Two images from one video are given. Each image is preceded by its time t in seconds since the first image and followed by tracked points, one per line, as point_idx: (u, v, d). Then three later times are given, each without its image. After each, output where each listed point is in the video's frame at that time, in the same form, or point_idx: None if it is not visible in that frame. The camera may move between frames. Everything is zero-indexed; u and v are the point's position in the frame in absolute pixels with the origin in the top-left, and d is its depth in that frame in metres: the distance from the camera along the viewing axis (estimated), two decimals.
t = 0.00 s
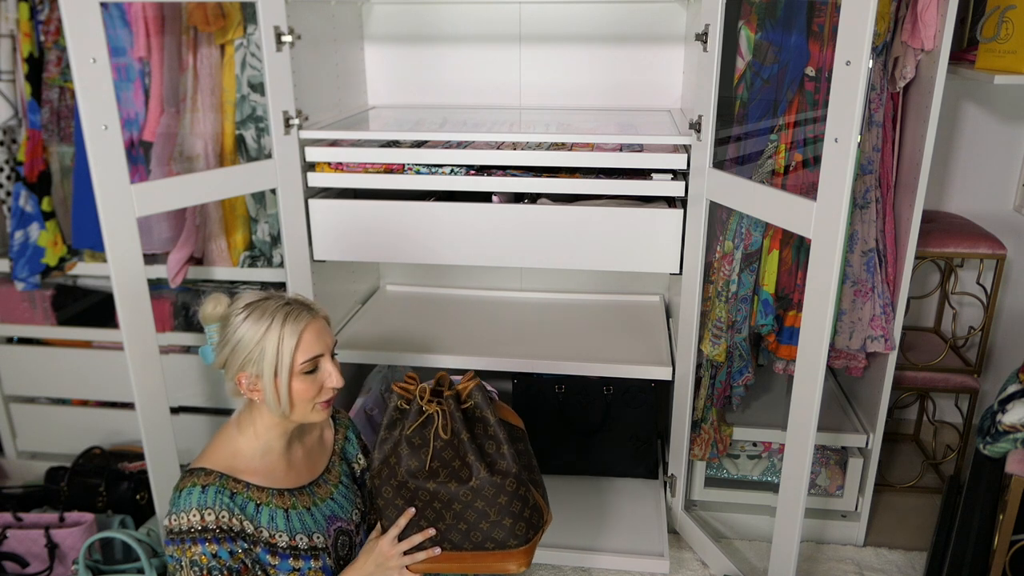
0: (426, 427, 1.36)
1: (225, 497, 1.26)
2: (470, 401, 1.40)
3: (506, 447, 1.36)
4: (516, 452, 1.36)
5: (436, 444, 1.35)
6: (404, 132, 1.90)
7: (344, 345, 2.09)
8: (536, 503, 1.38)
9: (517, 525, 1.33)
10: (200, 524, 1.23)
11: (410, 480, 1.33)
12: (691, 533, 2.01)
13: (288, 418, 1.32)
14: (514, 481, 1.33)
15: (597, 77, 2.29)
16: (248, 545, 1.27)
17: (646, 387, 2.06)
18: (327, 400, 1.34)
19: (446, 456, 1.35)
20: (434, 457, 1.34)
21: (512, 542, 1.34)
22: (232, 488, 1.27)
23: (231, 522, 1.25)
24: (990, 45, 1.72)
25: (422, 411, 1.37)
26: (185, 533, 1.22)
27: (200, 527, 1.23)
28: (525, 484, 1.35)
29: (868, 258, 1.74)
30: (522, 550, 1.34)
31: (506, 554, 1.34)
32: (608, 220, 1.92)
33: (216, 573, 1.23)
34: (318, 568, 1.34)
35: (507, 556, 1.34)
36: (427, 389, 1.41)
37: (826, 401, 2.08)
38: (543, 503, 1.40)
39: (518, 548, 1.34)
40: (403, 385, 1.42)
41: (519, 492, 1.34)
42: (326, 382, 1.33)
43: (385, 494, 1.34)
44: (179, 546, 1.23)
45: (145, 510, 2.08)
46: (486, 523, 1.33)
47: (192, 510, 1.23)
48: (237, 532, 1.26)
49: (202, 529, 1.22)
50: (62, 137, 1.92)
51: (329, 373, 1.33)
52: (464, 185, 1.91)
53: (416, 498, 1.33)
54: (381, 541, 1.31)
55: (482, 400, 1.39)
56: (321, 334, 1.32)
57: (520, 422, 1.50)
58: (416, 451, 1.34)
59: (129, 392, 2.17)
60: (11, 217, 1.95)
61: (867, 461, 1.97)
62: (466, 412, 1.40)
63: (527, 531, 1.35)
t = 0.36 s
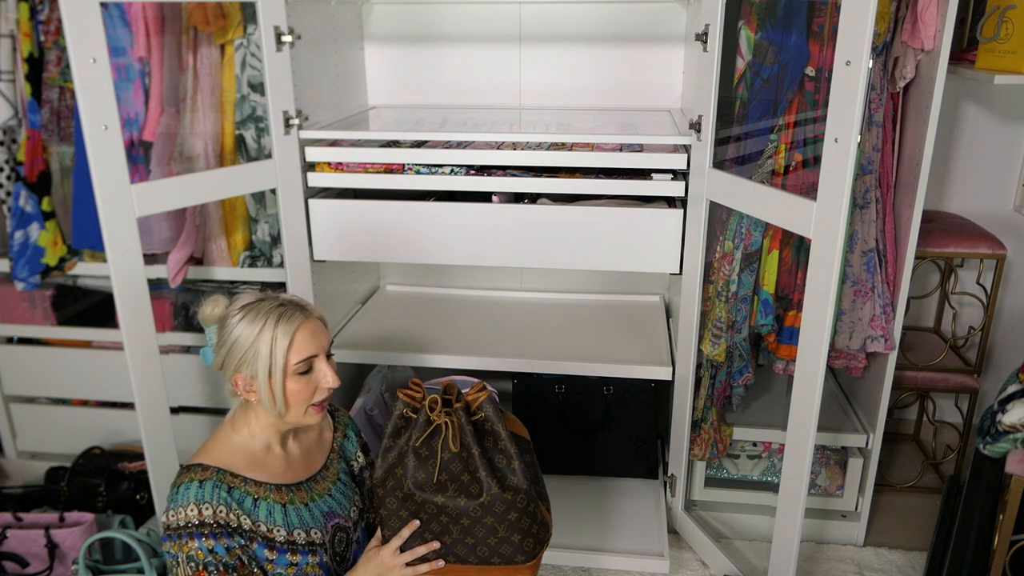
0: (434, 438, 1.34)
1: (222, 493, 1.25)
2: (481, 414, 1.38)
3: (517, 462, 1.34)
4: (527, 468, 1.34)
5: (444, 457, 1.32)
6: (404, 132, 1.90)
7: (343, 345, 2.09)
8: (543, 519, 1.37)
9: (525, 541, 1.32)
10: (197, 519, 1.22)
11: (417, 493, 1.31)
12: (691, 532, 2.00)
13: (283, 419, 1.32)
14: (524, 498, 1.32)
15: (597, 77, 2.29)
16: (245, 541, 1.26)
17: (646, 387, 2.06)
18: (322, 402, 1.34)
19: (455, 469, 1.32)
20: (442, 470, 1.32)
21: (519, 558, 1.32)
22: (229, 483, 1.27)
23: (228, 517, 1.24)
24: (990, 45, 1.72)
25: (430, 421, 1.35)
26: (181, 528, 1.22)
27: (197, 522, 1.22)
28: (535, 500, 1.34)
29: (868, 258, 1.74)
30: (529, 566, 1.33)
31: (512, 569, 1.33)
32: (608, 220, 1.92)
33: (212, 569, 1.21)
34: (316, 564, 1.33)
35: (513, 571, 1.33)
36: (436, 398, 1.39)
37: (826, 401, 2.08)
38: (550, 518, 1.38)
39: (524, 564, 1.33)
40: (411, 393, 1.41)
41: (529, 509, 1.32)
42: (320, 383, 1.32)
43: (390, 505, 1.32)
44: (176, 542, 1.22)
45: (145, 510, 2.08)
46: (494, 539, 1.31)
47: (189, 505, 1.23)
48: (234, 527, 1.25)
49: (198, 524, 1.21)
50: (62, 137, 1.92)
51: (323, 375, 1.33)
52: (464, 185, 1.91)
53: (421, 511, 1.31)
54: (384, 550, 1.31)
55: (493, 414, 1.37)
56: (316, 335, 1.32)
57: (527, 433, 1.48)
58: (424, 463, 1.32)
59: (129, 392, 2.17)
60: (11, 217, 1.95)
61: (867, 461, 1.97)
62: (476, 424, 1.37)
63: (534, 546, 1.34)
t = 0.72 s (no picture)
0: (430, 428, 1.33)
1: (227, 488, 1.25)
2: (477, 402, 1.36)
3: (514, 450, 1.33)
4: (524, 455, 1.33)
5: (441, 447, 1.31)
6: (404, 132, 1.90)
7: (343, 345, 2.09)
8: (541, 507, 1.36)
9: (523, 529, 1.31)
10: (202, 513, 1.22)
11: (413, 482, 1.30)
12: (691, 532, 2.00)
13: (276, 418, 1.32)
14: (522, 485, 1.31)
15: (597, 77, 2.29)
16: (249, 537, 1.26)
17: (646, 387, 2.06)
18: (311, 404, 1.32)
19: (452, 458, 1.31)
20: (439, 459, 1.31)
21: (519, 546, 1.32)
22: (235, 479, 1.26)
23: (233, 513, 1.24)
24: (990, 45, 1.72)
25: (426, 411, 1.34)
26: (186, 522, 1.22)
27: (201, 516, 1.22)
28: (532, 487, 1.33)
29: (869, 258, 1.74)
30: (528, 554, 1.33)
31: (512, 557, 1.32)
32: (607, 220, 1.92)
33: (216, 564, 1.22)
34: (318, 562, 1.33)
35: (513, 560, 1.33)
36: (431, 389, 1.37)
37: (826, 401, 2.08)
38: (548, 507, 1.37)
39: (524, 552, 1.32)
40: (405, 384, 1.39)
41: (527, 496, 1.31)
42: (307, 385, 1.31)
43: (386, 497, 1.31)
44: (180, 535, 1.22)
45: (145, 510, 2.08)
46: (493, 527, 1.30)
47: (194, 499, 1.22)
48: (238, 523, 1.24)
49: (203, 518, 1.22)
50: (61, 137, 1.92)
51: (311, 377, 1.31)
52: (464, 185, 1.91)
53: (419, 501, 1.30)
54: (381, 543, 1.31)
55: (488, 402, 1.35)
56: (303, 336, 1.30)
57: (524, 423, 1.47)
58: (421, 452, 1.31)
59: (129, 392, 2.17)
60: (11, 217, 1.95)
61: (867, 461, 1.97)
62: (473, 413, 1.36)
63: (533, 534, 1.33)
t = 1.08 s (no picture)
0: (436, 426, 1.35)
1: (225, 484, 1.25)
2: (485, 403, 1.38)
3: (520, 450, 1.34)
4: (529, 457, 1.34)
5: (446, 444, 1.33)
6: (404, 132, 1.90)
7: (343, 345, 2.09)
8: (543, 513, 1.36)
9: (525, 531, 1.31)
10: (197, 506, 1.22)
11: (416, 478, 1.30)
12: (691, 532, 2.00)
13: (270, 417, 1.32)
14: (526, 485, 1.31)
15: (597, 77, 2.29)
16: (243, 534, 1.26)
17: (646, 387, 2.06)
18: (299, 405, 1.30)
19: (456, 457, 1.33)
20: (443, 457, 1.32)
21: (520, 549, 1.30)
22: (234, 475, 1.26)
23: (228, 509, 1.24)
24: (991, 45, 1.72)
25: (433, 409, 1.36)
26: (181, 514, 1.22)
27: (196, 509, 1.22)
28: (536, 490, 1.34)
29: (868, 258, 1.74)
30: (529, 559, 1.31)
31: (512, 562, 1.31)
32: (607, 219, 1.92)
33: (204, 559, 1.21)
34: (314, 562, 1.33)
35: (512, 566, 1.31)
36: (439, 389, 1.40)
37: (826, 401, 2.08)
38: (550, 514, 1.37)
39: (524, 556, 1.31)
40: (413, 384, 1.41)
41: (530, 497, 1.32)
42: (294, 386, 1.29)
43: (387, 494, 1.32)
44: (174, 527, 1.21)
45: (145, 510, 2.08)
46: (494, 528, 1.30)
47: (191, 491, 1.23)
48: (233, 519, 1.24)
49: (197, 511, 1.22)
50: (61, 137, 1.92)
51: (298, 378, 1.29)
52: (464, 185, 1.91)
53: (419, 499, 1.30)
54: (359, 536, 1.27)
55: (496, 403, 1.38)
56: (292, 336, 1.29)
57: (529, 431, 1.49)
58: (426, 449, 1.32)
59: (129, 392, 2.17)
60: (11, 217, 1.95)
61: (867, 461, 1.97)
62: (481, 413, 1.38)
63: (534, 539, 1.32)
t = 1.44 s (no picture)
0: (454, 421, 1.52)
1: (225, 484, 1.24)
2: (501, 400, 1.54)
3: (535, 446, 1.49)
4: (543, 452, 1.50)
5: (464, 439, 1.49)
6: (404, 132, 1.90)
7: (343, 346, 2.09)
8: (555, 508, 1.50)
9: (539, 524, 1.45)
10: (194, 504, 1.22)
11: (436, 471, 1.45)
12: (691, 532, 2.00)
13: (272, 416, 1.31)
14: (541, 479, 1.46)
15: (597, 77, 2.29)
16: (240, 536, 1.25)
17: (646, 387, 2.06)
18: (301, 403, 1.30)
19: (473, 451, 1.49)
20: (461, 451, 1.48)
21: (534, 541, 1.45)
22: (234, 476, 1.26)
23: (226, 508, 1.23)
24: (990, 45, 1.72)
25: (450, 407, 1.53)
26: (178, 511, 1.21)
27: (192, 507, 1.21)
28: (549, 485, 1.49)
29: (868, 258, 1.74)
30: (543, 549, 1.46)
31: (527, 553, 1.46)
32: (607, 219, 1.92)
33: (196, 556, 1.20)
34: (313, 566, 1.32)
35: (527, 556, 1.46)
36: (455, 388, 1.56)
37: (826, 401, 2.08)
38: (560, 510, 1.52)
39: (538, 547, 1.45)
40: (430, 383, 1.58)
41: (545, 490, 1.46)
42: (295, 384, 1.29)
43: (404, 488, 1.45)
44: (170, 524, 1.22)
45: (145, 510, 2.08)
46: (511, 521, 1.45)
47: (189, 490, 1.22)
48: (230, 519, 1.23)
49: (193, 509, 1.21)
50: (61, 138, 1.92)
51: (298, 375, 1.29)
52: (464, 185, 1.91)
53: (437, 492, 1.45)
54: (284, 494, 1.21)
55: (511, 400, 1.54)
56: (291, 334, 1.29)
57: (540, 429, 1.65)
58: (445, 444, 1.49)
59: (129, 392, 2.17)
60: (11, 217, 1.96)
61: (867, 461, 1.97)
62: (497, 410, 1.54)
63: (547, 530, 1.47)
